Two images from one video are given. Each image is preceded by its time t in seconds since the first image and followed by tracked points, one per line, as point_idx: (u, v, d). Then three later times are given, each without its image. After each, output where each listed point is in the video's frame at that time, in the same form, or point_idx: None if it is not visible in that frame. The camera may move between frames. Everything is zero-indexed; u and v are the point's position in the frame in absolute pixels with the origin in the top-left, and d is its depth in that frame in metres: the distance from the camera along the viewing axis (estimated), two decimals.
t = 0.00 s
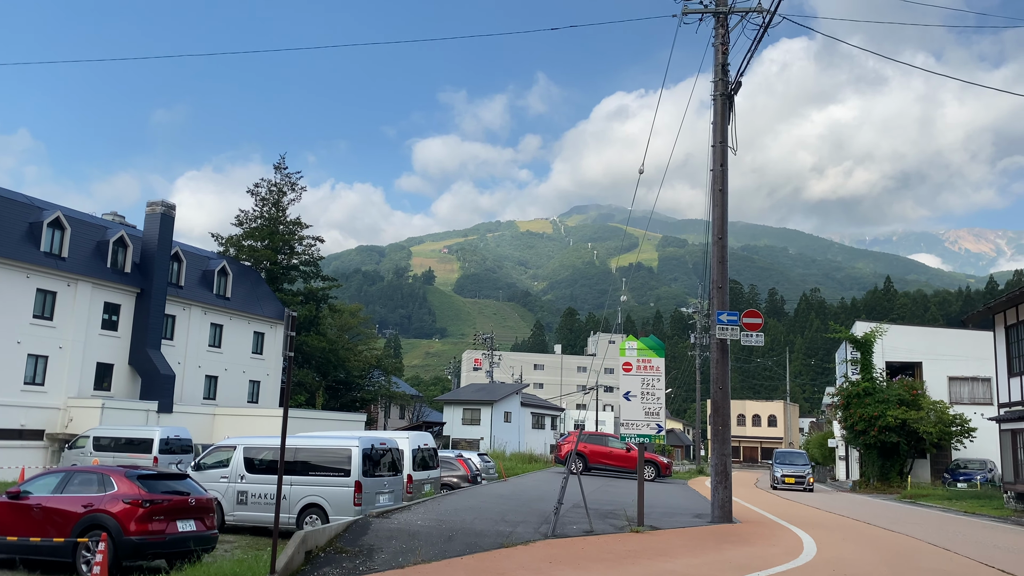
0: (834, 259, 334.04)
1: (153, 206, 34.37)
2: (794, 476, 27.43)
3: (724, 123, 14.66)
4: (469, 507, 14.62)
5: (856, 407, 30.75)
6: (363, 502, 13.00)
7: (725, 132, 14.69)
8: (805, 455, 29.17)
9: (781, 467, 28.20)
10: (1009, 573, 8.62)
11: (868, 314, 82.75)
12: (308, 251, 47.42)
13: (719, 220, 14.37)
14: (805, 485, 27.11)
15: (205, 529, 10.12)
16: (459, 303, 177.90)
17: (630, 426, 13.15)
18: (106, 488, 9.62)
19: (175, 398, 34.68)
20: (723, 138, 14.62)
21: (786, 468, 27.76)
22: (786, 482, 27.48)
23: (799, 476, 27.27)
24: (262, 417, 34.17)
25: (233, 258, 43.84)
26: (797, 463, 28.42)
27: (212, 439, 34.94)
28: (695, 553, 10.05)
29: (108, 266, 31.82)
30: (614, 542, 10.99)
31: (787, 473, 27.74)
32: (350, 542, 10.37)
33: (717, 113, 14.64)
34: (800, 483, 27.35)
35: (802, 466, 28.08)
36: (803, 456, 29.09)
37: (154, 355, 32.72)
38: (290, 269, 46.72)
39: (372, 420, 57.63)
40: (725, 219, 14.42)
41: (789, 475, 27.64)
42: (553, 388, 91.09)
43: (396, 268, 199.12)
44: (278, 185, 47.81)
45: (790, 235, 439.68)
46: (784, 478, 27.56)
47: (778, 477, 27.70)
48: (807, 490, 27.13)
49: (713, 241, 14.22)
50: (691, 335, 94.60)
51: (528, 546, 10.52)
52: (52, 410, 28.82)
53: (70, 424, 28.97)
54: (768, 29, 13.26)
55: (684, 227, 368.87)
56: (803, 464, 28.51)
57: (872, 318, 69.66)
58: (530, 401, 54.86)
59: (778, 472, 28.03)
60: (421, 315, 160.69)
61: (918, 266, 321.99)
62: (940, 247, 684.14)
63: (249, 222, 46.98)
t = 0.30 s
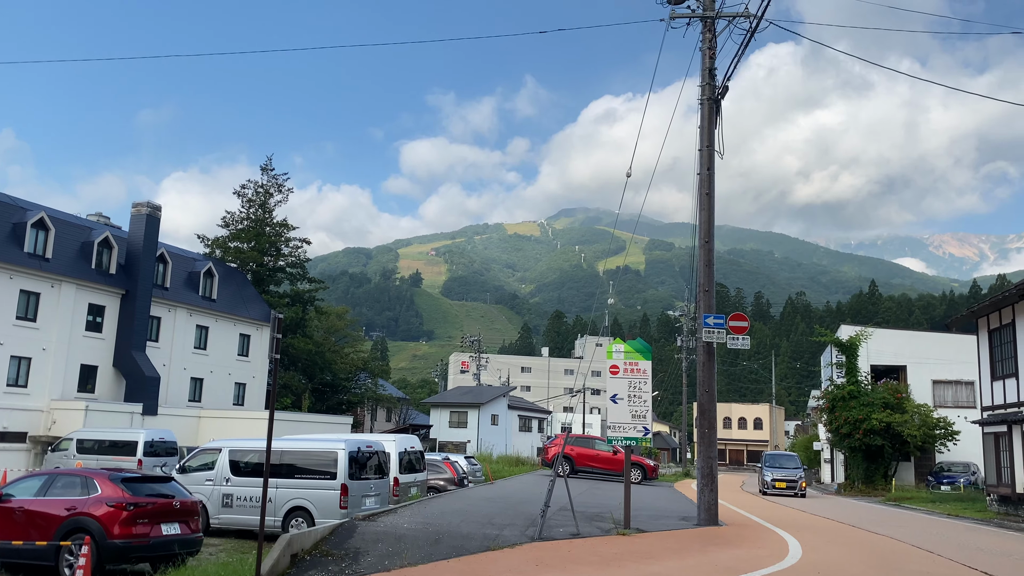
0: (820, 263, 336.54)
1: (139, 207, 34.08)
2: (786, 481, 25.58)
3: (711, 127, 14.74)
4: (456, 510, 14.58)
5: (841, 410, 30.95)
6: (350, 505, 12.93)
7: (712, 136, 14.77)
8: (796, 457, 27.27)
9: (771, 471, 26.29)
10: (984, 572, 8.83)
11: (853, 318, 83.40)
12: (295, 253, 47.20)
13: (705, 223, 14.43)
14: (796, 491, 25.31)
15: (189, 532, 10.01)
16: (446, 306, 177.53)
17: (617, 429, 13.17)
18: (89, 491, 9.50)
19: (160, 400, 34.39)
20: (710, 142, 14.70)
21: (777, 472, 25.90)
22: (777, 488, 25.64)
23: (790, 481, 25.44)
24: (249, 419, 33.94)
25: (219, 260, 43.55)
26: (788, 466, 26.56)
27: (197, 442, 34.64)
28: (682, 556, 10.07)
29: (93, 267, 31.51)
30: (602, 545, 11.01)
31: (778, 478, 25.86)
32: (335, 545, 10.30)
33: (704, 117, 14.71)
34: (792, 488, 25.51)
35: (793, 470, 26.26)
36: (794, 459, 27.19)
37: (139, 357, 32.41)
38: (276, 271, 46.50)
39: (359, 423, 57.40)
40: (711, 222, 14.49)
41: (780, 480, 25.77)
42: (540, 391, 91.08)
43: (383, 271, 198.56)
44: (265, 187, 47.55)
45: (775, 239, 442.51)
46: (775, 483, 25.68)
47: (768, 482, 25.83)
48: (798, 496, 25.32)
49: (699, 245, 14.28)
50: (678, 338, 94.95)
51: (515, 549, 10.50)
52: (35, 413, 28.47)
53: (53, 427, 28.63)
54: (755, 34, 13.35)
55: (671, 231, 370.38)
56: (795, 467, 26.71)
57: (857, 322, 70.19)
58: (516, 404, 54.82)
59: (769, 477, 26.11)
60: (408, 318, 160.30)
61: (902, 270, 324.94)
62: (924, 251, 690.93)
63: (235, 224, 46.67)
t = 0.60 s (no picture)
0: (806, 267, 339.04)
1: (124, 208, 33.80)
2: (780, 486, 23.66)
3: (698, 132, 14.81)
4: (443, 513, 14.51)
5: (827, 413, 31.12)
6: (336, 509, 12.86)
7: (699, 140, 14.84)
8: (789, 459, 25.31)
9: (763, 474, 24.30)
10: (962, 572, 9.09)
11: (839, 322, 84.02)
12: (281, 255, 46.96)
13: (692, 227, 14.49)
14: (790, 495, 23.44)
15: (174, 536, 9.90)
16: (434, 308, 177.15)
17: (605, 432, 13.19)
18: (72, 494, 9.39)
19: (144, 403, 34.06)
20: (697, 146, 14.77)
21: (769, 476, 23.96)
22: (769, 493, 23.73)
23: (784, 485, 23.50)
24: (234, 422, 33.70)
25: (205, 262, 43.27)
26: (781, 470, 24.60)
27: (182, 445, 34.34)
28: (669, 559, 10.09)
29: (77, 269, 31.21)
30: (589, 548, 10.99)
31: (771, 482, 23.87)
32: (322, 549, 10.23)
33: (692, 121, 14.77)
34: (786, 493, 23.59)
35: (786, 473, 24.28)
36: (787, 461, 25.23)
37: (124, 360, 32.10)
38: (262, 274, 46.25)
39: (345, 426, 57.13)
40: (698, 226, 14.55)
41: (773, 485, 23.81)
42: (527, 394, 91.07)
43: (371, 273, 197.93)
44: (251, 189, 47.28)
45: (762, 243, 445.26)
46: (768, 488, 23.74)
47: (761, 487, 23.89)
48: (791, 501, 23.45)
49: (686, 249, 14.34)
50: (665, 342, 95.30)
51: (502, 552, 10.47)
52: (18, 415, 28.11)
53: (36, 430, 28.30)
54: (742, 40, 13.42)
55: (658, 234, 371.90)
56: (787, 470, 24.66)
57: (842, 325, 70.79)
58: (504, 407, 54.76)
59: (760, 481, 24.11)
60: (395, 321, 159.97)
61: (887, 274, 327.96)
62: (908, 256, 697.45)
63: (221, 226, 46.37)
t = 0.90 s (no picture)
0: (792, 271, 341.31)
1: (110, 211, 33.48)
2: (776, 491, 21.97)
3: (686, 137, 14.86)
4: (430, 517, 14.46)
5: (813, 417, 31.31)
6: (323, 513, 12.78)
7: (687, 145, 14.89)
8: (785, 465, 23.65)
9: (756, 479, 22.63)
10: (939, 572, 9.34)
11: (825, 326, 84.56)
12: (268, 258, 46.72)
13: (680, 232, 14.53)
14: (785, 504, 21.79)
15: (159, 541, 9.77)
16: (421, 312, 176.68)
17: (592, 436, 13.19)
18: (56, 499, 9.27)
19: (130, 407, 33.77)
20: (684, 151, 14.82)
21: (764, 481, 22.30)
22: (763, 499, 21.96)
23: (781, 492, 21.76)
24: (221, 426, 33.45)
25: (191, 266, 43.04)
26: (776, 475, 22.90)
27: (168, 449, 34.06)
28: (656, 562, 10.11)
29: (62, 272, 30.89)
30: (576, 552, 10.99)
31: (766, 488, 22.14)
32: (308, 553, 10.17)
33: (679, 126, 14.83)
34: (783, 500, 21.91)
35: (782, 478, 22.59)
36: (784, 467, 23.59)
37: (109, 363, 31.78)
38: (249, 277, 46.00)
39: (332, 430, 56.87)
40: (685, 230, 14.58)
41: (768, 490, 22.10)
42: (515, 398, 91.02)
43: (359, 276, 197.35)
44: (238, 192, 47.07)
45: (749, 247, 447.77)
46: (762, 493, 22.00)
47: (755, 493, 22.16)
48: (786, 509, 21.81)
49: (674, 253, 14.38)
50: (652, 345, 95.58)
51: (489, 557, 10.45)
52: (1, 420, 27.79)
53: (20, 434, 27.99)
54: (729, 46, 13.49)
55: (646, 238, 373.15)
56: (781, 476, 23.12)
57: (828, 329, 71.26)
58: (491, 411, 54.71)
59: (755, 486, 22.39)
60: (383, 324, 159.48)
61: (872, 278, 330.60)
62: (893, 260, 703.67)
63: (208, 229, 46.11)
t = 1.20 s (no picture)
0: (779, 275, 343.40)
1: (95, 214, 33.18)
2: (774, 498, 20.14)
3: (674, 142, 14.92)
4: (417, 522, 14.39)
5: (799, 421, 31.46)
6: (310, 518, 12.68)
7: (674, 150, 14.95)
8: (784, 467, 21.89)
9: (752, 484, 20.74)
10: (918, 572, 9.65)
11: (811, 330, 85.11)
12: (255, 261, 46.44)
13: (667, 236, 14.59)
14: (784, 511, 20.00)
15: (144, 546, 9.65)
16: (409, 316, 176.24)
17: (579, 440, 13.18)
18: (40, 505, 9.14)
19: (115, 411, 33.41)
20: (672, 156, 14.89)
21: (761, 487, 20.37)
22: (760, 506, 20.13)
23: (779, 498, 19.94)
24: (207, 430, 33.17)
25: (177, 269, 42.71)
26: (772, 479, 21.09)
27: (153, 453, 33.71)
28: (643, 566, 10.12)
29: (46, 275, 30.58)
30: (564, 556, 10.97)
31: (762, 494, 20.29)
32: (294, 558, 10.10)
33: (667, 131, 14.89)
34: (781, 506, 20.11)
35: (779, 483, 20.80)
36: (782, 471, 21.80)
37: (94, 368, 31.44)
38: (236, 280, 45.70)
39: (319, 435, 56.56)
40: (673, 235, 14.64)
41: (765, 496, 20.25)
42: (503, 402, 90.93)
43: (347, 280, 196.68)
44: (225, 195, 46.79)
45: (736, 251, 450.13)
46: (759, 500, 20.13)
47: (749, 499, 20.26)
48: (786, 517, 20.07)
49: (661, 257, 14.41)
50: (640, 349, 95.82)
51: (477, 561, 10.42)
52: None
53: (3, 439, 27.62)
54: (716, 51, 13.55)
55: (634, 243, 374.30)
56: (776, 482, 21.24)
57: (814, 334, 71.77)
58: (480, 416, 54.64)
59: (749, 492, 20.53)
60: (370, 328, 158.95)
61: (858, 283, 333.19)
62: (878, 265, 709.62)
63: (194, 232, 45.78)
